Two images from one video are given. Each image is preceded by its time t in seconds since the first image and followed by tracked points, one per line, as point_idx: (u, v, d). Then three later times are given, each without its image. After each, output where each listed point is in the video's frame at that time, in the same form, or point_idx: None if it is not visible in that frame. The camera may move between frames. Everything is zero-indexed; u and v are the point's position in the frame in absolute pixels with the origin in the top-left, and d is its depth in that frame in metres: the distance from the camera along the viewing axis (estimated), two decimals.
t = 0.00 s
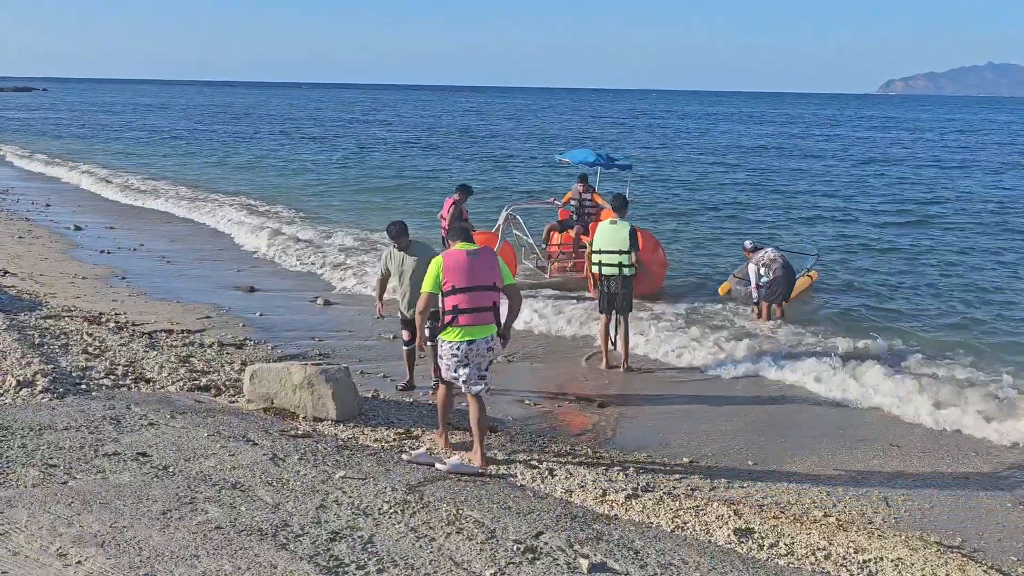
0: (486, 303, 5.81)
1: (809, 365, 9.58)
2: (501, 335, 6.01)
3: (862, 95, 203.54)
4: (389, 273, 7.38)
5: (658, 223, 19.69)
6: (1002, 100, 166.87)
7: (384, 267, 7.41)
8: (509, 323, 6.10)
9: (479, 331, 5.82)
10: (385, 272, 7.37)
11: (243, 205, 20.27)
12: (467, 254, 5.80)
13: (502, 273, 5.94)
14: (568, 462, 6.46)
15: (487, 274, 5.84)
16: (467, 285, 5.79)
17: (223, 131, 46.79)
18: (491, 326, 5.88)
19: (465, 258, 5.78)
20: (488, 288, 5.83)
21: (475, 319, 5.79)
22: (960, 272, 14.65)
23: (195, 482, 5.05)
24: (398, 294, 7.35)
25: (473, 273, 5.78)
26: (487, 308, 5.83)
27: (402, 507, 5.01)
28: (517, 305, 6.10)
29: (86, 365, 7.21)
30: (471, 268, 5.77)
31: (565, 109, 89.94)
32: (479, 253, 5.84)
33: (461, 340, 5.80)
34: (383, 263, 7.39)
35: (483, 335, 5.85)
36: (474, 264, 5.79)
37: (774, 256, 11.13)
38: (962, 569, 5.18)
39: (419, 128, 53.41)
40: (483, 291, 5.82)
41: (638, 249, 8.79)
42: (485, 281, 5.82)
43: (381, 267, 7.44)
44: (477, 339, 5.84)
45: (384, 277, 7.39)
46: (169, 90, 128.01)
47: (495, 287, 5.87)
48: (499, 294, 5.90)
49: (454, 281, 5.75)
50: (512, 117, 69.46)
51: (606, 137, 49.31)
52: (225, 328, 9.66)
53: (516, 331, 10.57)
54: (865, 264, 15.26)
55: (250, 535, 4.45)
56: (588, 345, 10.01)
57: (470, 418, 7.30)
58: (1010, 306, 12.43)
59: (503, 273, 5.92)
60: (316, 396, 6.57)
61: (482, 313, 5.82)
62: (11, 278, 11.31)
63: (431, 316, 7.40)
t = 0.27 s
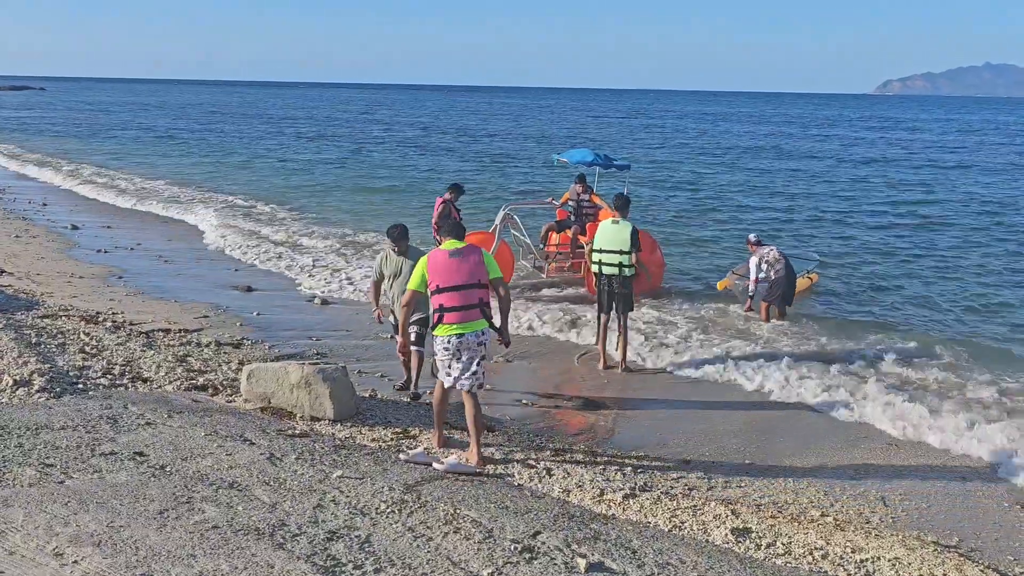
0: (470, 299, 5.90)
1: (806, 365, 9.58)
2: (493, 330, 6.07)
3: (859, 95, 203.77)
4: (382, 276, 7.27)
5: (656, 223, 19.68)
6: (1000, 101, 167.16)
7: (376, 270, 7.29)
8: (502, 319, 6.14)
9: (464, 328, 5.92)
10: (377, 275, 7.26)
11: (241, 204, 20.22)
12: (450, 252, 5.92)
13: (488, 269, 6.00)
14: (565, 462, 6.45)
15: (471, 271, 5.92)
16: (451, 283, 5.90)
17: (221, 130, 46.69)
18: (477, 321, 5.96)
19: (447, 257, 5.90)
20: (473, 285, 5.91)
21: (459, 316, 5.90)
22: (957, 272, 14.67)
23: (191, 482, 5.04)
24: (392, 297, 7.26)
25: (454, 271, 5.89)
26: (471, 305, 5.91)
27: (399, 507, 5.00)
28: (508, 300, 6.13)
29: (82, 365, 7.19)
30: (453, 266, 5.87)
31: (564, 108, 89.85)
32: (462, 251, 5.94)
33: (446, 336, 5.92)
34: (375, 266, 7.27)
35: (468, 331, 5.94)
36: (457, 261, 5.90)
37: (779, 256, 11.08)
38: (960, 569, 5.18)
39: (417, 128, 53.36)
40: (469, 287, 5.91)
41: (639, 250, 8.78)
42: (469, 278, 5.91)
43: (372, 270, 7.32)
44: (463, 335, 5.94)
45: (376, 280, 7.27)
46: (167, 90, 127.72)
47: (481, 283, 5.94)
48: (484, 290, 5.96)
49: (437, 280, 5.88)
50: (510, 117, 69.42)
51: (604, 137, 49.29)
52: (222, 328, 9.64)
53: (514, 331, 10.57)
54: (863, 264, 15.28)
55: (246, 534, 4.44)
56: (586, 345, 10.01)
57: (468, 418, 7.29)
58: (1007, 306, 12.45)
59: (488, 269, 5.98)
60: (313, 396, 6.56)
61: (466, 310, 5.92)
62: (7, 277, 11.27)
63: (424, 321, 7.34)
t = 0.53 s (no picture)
0: (459, 290, 5.99)
1: (804, 366, 9.59)
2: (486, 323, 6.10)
3: (858, 95, 203.86)
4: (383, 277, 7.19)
5: (654, 223, 19.69)
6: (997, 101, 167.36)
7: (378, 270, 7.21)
8: (498, 313, 6.14)
9: (453, 319, 6.01)
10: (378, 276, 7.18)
11: (239, 204, 20.21)
12: (442, 246, 6.08)
13: (480, 262, 6.07)
14: (563, 462, 6.46)
15: (461, 264, 6.03)
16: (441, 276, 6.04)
17: (220, 130, 46.66)
18: (468, 313, 6.02)
19: (438, 250, 6.07)
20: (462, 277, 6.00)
21: (448, 307, 6.00)
22: (955, 273, 14.69)
23: (190, 482, 5.04)
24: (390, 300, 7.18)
25: (444, 263, 6.03)
26: (460, 296, 6.00)
27: (397, 507, 5.01)
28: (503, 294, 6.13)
29: (80, 365, 7.19)
30: (443, 258, 6.01)
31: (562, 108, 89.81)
32: (454, 245, 6.08)
33: (436, 327, 6.04)
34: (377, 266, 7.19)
35: (459, 323, 6.02)
36: (448, 254, 6.04)
37: (778, 256, 10.99)
38: (957, 569, 5.19)
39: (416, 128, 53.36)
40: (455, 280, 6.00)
41: (639, 250, 8.79)
42: (459, 270, 6.02)
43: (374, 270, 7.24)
44: (453, 326, 6.03)
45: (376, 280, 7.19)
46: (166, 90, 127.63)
47: (471, 275, 6.02)
48: (474, 282, 6.02)
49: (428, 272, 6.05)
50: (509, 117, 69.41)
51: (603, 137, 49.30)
52: (220, 328, 9.63)
53: (512, 331, 10.57)
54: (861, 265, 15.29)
55: (244, 535, 4.44)
56: (584, 344, 10.01)
57: (466, 418, 7.29)
58: (1005, 307, 12.47)
59: (479, 262, 6.05)
60: (311, 396, 6.55)
61: (456, 302, 6.01)
62: (5, 277, 11.25)
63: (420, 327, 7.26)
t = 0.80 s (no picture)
0: (462, 294, 6.02)
1: (804, 366, 9.59)
2: (488, 328, 6.08)
3: (858, 95, 203.79)
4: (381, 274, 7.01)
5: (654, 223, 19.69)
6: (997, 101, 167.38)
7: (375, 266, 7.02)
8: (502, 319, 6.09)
9: (454, 320, 6.07)
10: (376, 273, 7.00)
11: (239, 204, 20.22)
12: (457, 246, 6.09)
13: (488, 268, 6.01)
14: (564, 462, 6.45)
15: (469, 268, 6.02)
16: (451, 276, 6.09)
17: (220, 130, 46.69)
18: (468, 317, 6.04)
19: (452, 250, 6.09)
20: (467, 280, 6.01)
21: (450, 308, 6.06)
22: (955, 272, 14.68)
23: (190, 482, 5.04)
24: (388, 298, 7.02)
25: (453, 264, 6.05)
26: (463, 299, 6.03)
27: (397, 507, 5.00)
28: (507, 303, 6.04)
29: (80, 365, 7.19)
30: (451, 259, 6.03)
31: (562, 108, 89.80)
32: (467, 247, 6.06)
33: (440, 326, 6.13)
34: (374, 263, 7.00)
35: (460, 324, 6.07)
36: (458, 255, 6.05)
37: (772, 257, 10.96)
38: (958, 569, 5.18)
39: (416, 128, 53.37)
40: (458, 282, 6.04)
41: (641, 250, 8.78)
42: (466, 273, 6.03)
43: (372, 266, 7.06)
44: (454, 327, 6.09)
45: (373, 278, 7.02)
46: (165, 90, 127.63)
47: (476, 280, 6.00)
48: (478, 288, 6.00)
49: (438, 270, 6.12)
50: (509, 117, 69.39)
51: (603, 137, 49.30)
52: (221, 328, 9.63)
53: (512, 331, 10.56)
54: (861, 264, 15.28)
55: (245, 535, 4.44)
56: (584, 344, 10.01)
57: (466, 418, 7.29)
58: (1005, 306, 12.46)
59: (486, 269, 6.00)
60: (311, 396, 6.55)
61: (459, 304, 6.05)
62: (4, 277, 11.26)
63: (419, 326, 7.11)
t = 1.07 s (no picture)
0: (480, 294, 6.30)
1: (806, 366, 9.58)
2: (504, 330, 6.32)
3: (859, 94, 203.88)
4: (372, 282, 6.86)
5: (656, 223, 19.70)
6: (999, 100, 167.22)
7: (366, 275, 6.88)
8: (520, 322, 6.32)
9: (471, 318, 6.37)
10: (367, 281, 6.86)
11: (242, 205, 20.28)
12: (484, 247, 6.35)
13: (505, 273, 6.22)
14: (566, 462, 6.46)
15: (489, 270, 6.28)
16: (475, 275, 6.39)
17: (222, 131, 46.81)
18: (484, 317, 6.32)
19: (479, 250, 6.36)
20: (486, 282, 6.28)
21: (469, 306, 6.38)
22: (958, 272, 14.68)
23: (192, 482, 5.04)
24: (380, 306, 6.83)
25: (476, 264, 6.34)
26: (481, 299, 6.32)
27: (400, 507, 5.01)
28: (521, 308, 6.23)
29: (82, 366, 7.19)
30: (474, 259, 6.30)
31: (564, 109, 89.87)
32: (491, 249, 6.30)
33: (461, 321, 6.48)
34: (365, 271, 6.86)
35: (477, 322, 6.37)
36: (482, 257, 6.30)
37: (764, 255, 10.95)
38: (960, 569, 5.18)
39: (417, 128, 53.39)
40: (481, 282, 6.31)
41: (643, 251, 8.79)
42: (486, 274, 6.29)
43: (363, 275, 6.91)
44: (472, 325, 6.40)
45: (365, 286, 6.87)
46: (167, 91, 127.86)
47: (494, 283, 6.25)
48: (495, 290, 6.25)
49: (465, 268, 6.42)
50: (511, 117, 69.44)
51: (605, 137, 49.34)
52: (223, 329, 9.64)
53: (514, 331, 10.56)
54: (864, 264, 15.28)
55: (247, 535, 4.44)
56: (586, 344, 10.01)
57: (468, 418, 7.30)
58: (1008, 306, 12.45)
59: (504, 273, 6.21)
60: (313, 397, 6.55)
61: (478, 303, 6.34)
62: (7, 278, 11.26)
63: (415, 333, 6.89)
